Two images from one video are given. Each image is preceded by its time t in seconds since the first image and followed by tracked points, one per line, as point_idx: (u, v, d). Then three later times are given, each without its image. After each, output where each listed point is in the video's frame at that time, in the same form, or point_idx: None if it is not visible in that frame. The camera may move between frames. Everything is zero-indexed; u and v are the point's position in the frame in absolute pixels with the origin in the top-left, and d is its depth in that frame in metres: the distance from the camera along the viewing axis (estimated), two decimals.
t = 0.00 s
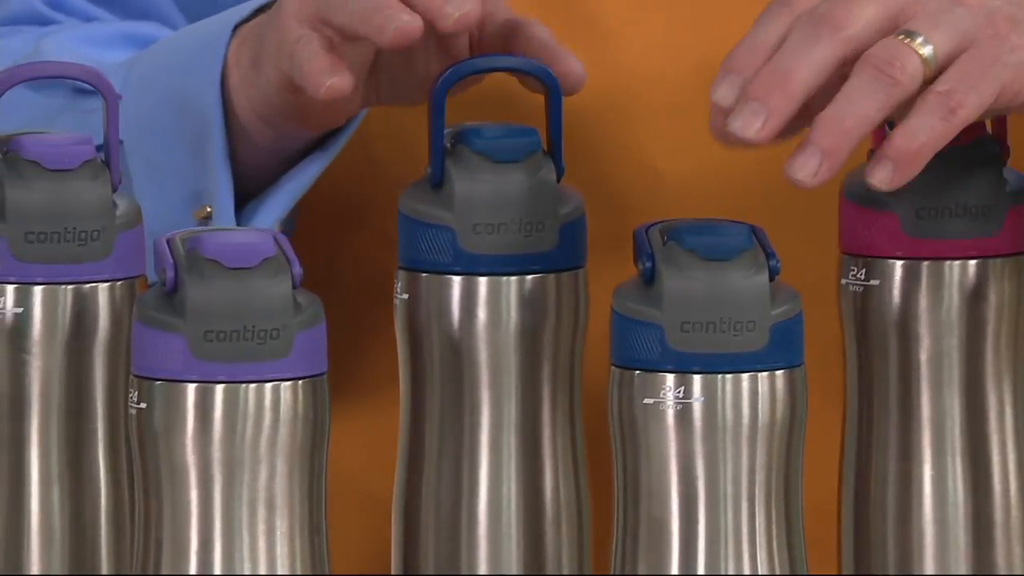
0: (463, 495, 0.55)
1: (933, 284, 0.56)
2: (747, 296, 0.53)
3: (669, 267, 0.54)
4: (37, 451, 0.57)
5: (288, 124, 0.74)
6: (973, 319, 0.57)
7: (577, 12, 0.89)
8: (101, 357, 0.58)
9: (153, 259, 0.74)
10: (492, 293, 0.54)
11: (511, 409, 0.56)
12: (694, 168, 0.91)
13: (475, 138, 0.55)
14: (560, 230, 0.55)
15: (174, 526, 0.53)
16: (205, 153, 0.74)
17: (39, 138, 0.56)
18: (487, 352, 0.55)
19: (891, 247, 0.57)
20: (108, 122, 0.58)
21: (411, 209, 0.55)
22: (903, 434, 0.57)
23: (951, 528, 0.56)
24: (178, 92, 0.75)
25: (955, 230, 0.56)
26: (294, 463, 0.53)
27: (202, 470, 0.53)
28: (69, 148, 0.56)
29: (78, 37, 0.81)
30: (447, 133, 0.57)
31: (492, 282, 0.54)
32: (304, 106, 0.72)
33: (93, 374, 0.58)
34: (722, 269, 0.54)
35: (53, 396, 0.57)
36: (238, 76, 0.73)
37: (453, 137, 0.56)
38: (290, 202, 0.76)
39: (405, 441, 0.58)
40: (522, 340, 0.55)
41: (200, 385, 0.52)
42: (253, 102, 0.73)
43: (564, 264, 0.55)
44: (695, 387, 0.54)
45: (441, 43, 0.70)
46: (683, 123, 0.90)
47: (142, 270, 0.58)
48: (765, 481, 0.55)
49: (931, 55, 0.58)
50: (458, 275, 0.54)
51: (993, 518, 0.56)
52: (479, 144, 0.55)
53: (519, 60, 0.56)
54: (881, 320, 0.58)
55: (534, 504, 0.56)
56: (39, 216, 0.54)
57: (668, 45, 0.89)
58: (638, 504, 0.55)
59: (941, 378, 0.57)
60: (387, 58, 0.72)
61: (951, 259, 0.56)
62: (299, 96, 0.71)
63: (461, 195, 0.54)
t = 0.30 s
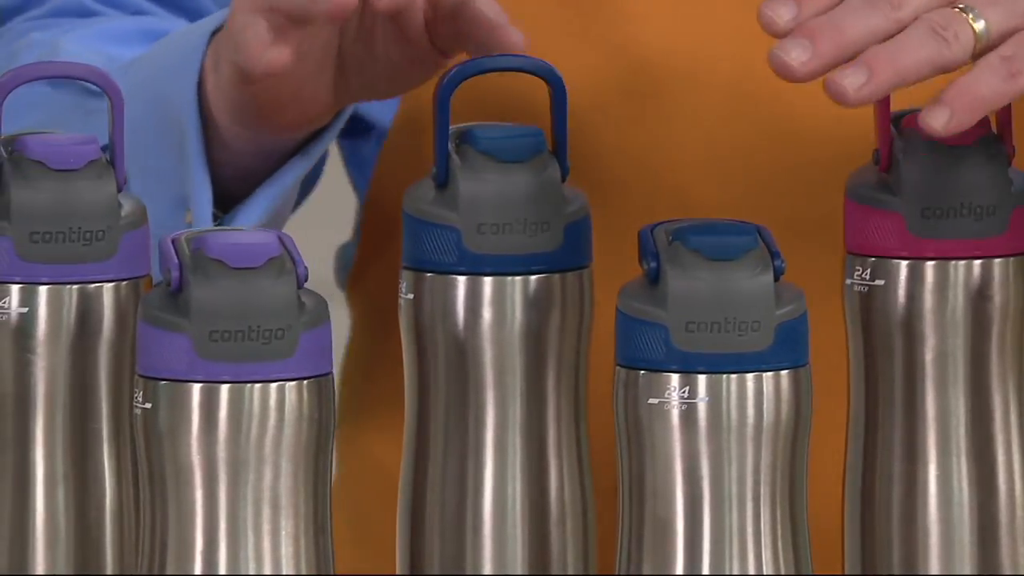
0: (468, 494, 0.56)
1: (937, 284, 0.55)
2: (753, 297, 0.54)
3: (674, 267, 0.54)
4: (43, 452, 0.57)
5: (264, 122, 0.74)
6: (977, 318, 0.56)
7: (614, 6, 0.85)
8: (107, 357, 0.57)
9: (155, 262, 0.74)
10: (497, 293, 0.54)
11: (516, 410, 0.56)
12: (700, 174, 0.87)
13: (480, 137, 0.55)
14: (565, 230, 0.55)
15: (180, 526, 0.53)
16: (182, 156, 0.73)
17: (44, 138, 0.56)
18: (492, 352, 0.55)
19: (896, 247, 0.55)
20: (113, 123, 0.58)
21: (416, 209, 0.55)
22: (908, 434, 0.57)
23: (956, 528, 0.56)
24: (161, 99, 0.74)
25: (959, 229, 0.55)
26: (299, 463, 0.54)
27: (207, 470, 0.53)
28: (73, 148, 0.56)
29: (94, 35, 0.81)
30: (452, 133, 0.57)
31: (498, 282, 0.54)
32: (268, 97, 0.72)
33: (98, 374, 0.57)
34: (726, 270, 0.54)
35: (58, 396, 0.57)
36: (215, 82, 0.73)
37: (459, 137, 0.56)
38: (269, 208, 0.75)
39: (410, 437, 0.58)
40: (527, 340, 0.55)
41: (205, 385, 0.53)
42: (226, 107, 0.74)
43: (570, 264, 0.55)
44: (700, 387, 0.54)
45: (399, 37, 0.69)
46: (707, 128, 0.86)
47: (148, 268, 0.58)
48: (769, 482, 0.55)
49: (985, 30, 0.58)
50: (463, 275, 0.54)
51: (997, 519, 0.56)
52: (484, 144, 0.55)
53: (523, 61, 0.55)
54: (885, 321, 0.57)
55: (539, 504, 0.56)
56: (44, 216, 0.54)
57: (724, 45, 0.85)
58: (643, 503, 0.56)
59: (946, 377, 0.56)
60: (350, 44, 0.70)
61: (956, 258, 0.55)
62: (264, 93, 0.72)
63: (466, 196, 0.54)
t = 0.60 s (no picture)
0: (470, 495, 0.56)
1: (939, 284, 0.55)
2: (753, 296, 0.54)
3: (675, 267, 0.55)
4: (44, 452, 0.57)
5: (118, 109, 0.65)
6: (979, 318, 0.56)
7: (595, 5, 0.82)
8: (107, 359, 0.57)
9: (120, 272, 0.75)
10: (498, 293, 0.55)
11: (518, 410, 0.56)
12: (685, 142, 0.70)
13: (481, 137, 0.55)
14: (566, 231, 0.55)
15: (181, 525, 0.54)
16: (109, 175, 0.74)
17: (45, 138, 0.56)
18: (492, 353, 0.55)
19: (897, 247, 0.55)
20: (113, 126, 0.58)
21: (417, 209, 0.55)
22: (909, 433, 0.57)
23: (957, 527, 0.56)
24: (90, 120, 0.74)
25: (960, 229, 0.55)
26: (301, 463, 0.54)
27: (208, 470, 0.53)
28: (73, 148, 0.55)
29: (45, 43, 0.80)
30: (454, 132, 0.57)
31: (499, 282, 0.54)
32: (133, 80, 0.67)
33: (99, 376, 0.57)
34: (728, 270, 0.54)
35: (60, 395, 0.57)
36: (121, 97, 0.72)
37: (459, 137, 0.56)
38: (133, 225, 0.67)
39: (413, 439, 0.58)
40: (528, 340, 0.55)
41: (206, 385, 0.53)
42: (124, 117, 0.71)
43: (573, 265, 0.55)
44: (701, 387, 0.55)
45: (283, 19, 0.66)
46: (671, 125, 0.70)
47: (150, 268, 0.58)
48: (771, 482, 0.55)
49: None
50: (464, 275, 0.55)
51: (999, 518, 0.56)
52: (486, 144, 0.55)
53: (525, 61, 0.55)
54: (886, 320, 0.57)
55: (541, 505, 0.56)
56: (46, 216, 0.54)
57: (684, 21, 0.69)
58: (645, 503, 0.56)
59: (948, 378, 0.56)
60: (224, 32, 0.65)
61: (957, 258, 0.55)
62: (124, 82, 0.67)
63: (467, 196, 0.54)
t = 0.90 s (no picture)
0: (471, 494, 0.56)
1: (939, 284, 0.55)
2: (754, 297, 0.54)
3: (676, 267, 0.55)
4: (45, 453, 0.57)
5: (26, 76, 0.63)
6: (980, 318, 0.56)
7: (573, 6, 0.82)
8: (108, 357, 0.57)
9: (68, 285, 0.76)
10: (499, 293, 0.54)
11: (518, 410, 0.56)
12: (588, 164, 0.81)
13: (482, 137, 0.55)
14: (567, 231, 0.55)
15: (182, 525, 0.54)
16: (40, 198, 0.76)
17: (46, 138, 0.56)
18: (493, 353, 0.55)
19: (897, 247, 0.55)
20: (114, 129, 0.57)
21: (417, 209, 0.55)
22: (909, 432, 0.57)
23: (958, 527, 0.56)
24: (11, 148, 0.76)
25: (960, 230, 0.55)
26: (301, 463, 0.54)
27: (209, 469, 0.54)
28: (73, 148, 0.55)
29: None
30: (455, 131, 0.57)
31: (499, 282, 0.54)
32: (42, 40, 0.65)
33: (100, 375, 0.57)
34: (730, 270, 0.54)
35: (61, 396, 0.57)
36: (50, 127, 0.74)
37: (460, 137, 0.56)
38: None
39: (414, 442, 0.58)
40: (529, 340, 0.55)
41: (207, 385, 0.53)
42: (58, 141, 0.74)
43: (574, 264, 0.55)
44: (701, 387, 0.55)
45: None
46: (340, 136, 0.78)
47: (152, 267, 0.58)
48: (772, 481, 0.56)
49: None
50: (465, 275, 0.54)
51: (999, 518, 0.56)
52: (487, 144, 0.55)
53: (525, 60, 0.55)
54: (887, 321, 0.57)
55: (541, 505, 0.56)
56: (46, 216, 0.54)
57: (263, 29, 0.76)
58: (646, 503, 0.56)
59: (949, 378, 0.56)
60: None
61: (958, 259, 0.55)
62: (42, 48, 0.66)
63: (467, 196, 0.54)
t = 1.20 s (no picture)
0: (472, 493, 0.56)
1: (941, 284, 0.55)
2: (755, 297, 0.54)
3: (677, 267, 0.55)
4: (46, 453, 0.57)
5: None
6: (981, 318, 0.56)
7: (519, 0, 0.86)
8: (109, 358, 0.57)
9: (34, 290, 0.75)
10: (501, 293, 0.55)
11: (520, 409, 0.56)
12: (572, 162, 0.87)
13: (485, 138, 0.55)
14: (569, 231, 0.55)
15: (184, 526, 0.54)
16: None
17: (48, 138, 0.56)
18: (495, 353, 0.55)
19: (899, 247, 0.55)
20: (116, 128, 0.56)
21: (418, 209, 0.55)
22: (911, 431, 0.57)
23: (960, 527, 0.56)
24: None
25: (960, 230, 0.55)
26: (302, 463, 0.55)
27: (211, 469, 0.54)
28: (75, 148, 0.56)
29: None
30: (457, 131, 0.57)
31: (501, 282, 0.54)
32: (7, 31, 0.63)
33: (101, 376, 0.57)
34: (730, 270, 0.54)
35: (62, 397, 0.57)
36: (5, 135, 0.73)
37: (463, 136, 0.56)
38: None
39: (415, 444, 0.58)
40: (530, 340, 0.55)
41: (208, 385, 0.53)
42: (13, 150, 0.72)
43: (574, 264, 0.55)
44: (703, 386, 0.55)
45: None
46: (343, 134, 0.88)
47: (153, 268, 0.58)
48: (773, 481, 0.56)
49: None
50: (466, 275, 0.55)
51: (1001, 519, 0.56)
52: (490, 144, 0.55)
53: (527, 60, 0.55)
54: (888, 321, 0.57)
55: (543, 505, 0.56)
56: (48, 216, 0.54)
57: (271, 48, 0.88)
58: (647, 503, 0.56)
59: (950, 378, 0.56)
60: None
61: (958, 259, 0.55)
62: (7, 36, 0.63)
63: (470, 196, 0.54)
